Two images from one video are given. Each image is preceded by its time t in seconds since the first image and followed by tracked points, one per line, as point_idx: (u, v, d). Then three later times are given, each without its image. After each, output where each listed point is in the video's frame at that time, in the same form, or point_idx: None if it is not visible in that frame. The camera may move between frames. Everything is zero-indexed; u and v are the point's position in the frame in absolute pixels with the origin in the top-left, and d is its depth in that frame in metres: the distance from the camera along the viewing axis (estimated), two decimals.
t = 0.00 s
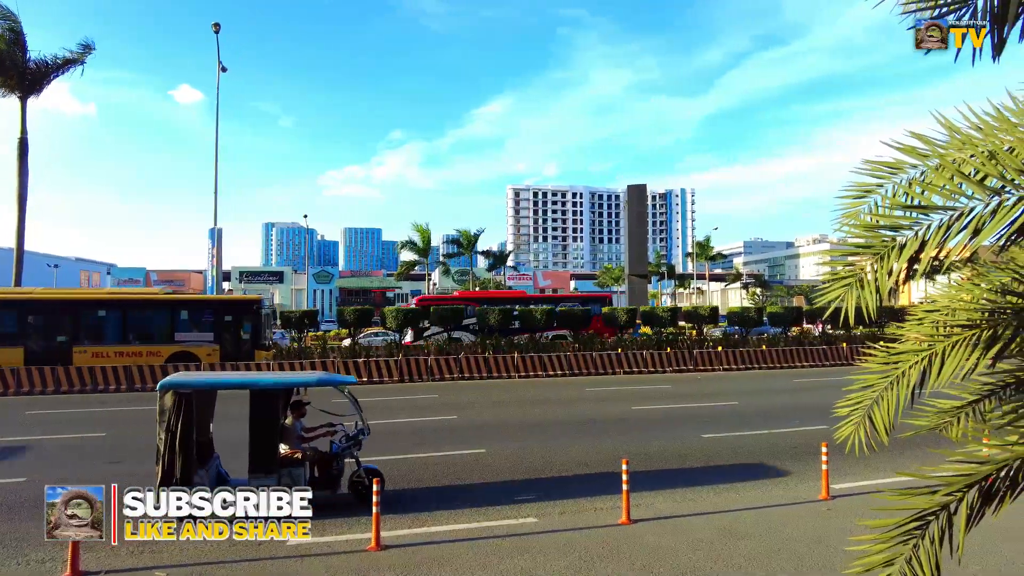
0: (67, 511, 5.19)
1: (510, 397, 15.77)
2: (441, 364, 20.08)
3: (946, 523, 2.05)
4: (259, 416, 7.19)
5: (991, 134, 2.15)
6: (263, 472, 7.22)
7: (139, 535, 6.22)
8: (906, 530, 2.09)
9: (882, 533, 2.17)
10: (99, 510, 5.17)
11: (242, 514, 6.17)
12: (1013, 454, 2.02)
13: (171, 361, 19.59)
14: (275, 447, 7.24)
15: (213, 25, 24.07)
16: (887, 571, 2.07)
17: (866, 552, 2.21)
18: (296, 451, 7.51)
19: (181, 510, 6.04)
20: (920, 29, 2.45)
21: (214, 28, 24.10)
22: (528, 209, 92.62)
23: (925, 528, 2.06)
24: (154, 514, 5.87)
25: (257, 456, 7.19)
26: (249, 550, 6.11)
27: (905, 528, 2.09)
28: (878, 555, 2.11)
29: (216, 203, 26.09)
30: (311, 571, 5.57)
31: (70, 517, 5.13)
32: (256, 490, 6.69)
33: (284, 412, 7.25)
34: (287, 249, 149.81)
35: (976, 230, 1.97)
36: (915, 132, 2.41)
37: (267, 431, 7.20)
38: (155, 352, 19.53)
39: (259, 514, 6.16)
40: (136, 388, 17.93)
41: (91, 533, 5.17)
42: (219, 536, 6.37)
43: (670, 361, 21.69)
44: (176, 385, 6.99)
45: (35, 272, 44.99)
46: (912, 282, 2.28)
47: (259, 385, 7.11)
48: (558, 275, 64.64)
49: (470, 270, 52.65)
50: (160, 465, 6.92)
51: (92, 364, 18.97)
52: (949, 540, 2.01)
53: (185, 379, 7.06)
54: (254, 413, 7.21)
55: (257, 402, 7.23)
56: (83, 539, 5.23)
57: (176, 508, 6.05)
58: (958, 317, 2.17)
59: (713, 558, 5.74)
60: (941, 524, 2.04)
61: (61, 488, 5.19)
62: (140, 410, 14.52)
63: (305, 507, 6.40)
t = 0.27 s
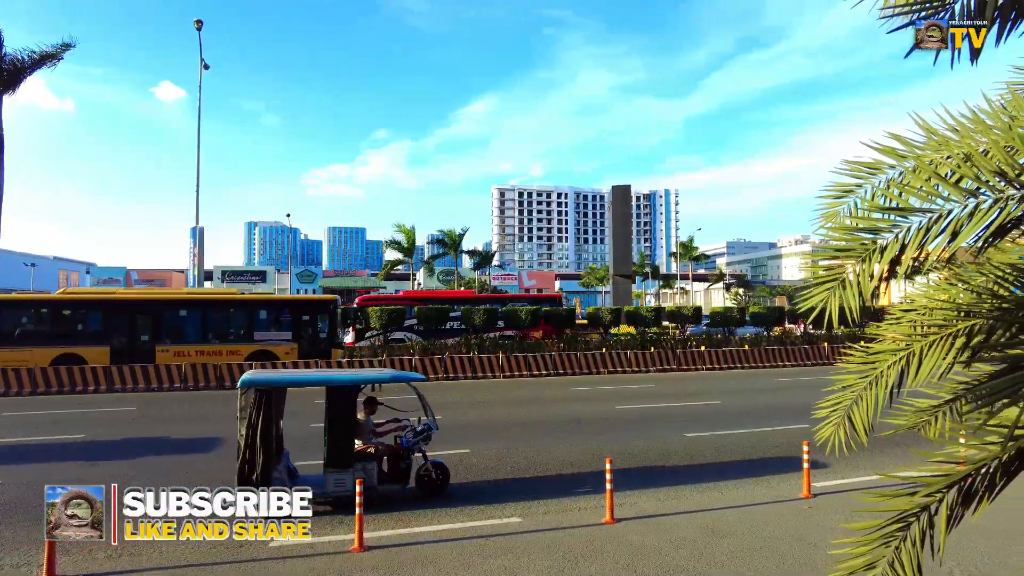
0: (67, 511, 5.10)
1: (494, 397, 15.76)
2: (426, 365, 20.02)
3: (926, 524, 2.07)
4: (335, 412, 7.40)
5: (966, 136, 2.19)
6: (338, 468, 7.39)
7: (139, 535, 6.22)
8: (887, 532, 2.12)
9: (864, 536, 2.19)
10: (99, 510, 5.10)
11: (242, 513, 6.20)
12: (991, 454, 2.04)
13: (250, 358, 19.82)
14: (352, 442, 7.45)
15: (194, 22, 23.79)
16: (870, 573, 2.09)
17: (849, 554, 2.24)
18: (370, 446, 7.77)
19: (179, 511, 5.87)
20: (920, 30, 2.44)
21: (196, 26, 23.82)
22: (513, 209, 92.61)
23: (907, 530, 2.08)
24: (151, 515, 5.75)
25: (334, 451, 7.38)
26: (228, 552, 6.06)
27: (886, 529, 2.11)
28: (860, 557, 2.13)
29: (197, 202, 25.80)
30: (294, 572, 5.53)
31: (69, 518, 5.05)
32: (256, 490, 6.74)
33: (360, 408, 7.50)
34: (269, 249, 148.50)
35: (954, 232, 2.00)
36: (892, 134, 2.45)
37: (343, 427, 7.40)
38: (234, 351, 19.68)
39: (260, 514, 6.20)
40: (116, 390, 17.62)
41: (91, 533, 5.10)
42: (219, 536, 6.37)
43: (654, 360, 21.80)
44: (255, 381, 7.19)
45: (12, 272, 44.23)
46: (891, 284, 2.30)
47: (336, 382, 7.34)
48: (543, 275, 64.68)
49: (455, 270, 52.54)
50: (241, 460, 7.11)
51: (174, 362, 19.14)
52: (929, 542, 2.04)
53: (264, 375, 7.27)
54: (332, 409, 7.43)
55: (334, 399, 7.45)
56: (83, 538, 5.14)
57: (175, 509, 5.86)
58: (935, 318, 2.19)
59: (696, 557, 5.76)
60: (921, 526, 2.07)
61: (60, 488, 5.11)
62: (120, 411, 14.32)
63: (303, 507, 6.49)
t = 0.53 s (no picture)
0: (67, 511, 5.35)
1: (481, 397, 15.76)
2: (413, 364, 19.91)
3: (908, 521, 2.08)
4: (400, 407, 7.60)
5: (947, 137, 2.21)
6: (402, 461, 7.57)
7: (139, 535, 6.39)
8: (869, 529, 2.13)
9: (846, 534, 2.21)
10: (100, 510, 5.37)
11: (242, 514, 6.57)
12: (971, 451, 2.05)
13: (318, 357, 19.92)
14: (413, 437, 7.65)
15: (178, 19, 23.52)
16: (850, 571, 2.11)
17: (831, 553, 2.25)
18: (427, 441, 7.96)
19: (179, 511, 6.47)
20: (921, 29, 2.41)
21: (180, 22, 23.60)
22: (501, 209, 92.60)
23: (888, 527, 2.10)
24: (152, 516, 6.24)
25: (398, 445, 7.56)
26: (214, 553, 6.01)
27: (867, 527, 2.12)
28: (841, 554, 2.15)
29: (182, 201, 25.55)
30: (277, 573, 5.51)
31: (69, 518, 5.30)
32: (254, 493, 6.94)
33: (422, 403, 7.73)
34: (255, 248, 147.44)
35: (935, 233, 2.01)
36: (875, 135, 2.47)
37: (407, 420, 7.61)
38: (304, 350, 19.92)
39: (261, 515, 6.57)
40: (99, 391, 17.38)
41: (90, 532, 5.41)
42: (219, 536, 6.47)
43: (641, 360, 21.87)
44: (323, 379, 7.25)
45: None
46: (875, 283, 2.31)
47: (401, 377, 7.55)
48: (531, 275, 64.77)
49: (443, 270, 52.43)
50: (309, 458, 7.14)
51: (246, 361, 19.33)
52: (911, 539, 2.05)
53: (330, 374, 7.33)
54: (395, 404, 7.62)
55: (397, 394, 7.65)
56: (82, 537, 5.48)
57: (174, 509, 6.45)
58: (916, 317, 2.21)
59: (681, 555, 5.80)
60: (903, 523, 2.08)
61: (62, 488, 5.35)
62: (102, 412, 14.14)
63: (303, 506, 6.85)
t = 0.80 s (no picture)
0: (67, 511, 5.67)
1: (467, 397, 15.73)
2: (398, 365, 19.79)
3: (885, 516, 2.10)
4: (467, 402, 7.87)
5: (925, 138, 2.23)
6: (467, 454, 7.80)
7: (139, 535, 6.48)
8: (847, 525, 2.15)
9: (824, 530, 2.23)
10: (98, 510, 5.65)
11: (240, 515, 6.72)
12: (948, 448, 2.07)
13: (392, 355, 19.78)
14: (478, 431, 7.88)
15: (160, 15, 23.20)
16: (828, 568, 2.13)
17: (810, 549, 2.27)
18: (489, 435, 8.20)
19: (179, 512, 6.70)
20: (920, 30, 2.40)
21: (161, 19, 23.28)
22: (487, 209, 92.47)
23: (866, 523, 2.11)
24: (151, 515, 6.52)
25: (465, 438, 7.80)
26: (194, 556, 5.93)
27: (846, 523, 2.14)
28: (819, 551, 2.17)
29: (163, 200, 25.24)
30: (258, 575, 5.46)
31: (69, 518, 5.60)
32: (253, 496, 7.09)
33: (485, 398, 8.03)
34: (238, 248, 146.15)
35: (913, 232, 2.02)
36: (855, 136, 2.49)
37: (473, 414, 7.88)
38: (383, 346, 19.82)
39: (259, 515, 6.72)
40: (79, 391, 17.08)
41: (90, 531, 5.72)
42: (218, 536, 6.52)
43: (626, 360, 21.94)
44: (395, 375, 7.41)
45: None
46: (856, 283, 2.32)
47: (467, 372, 7.82)
48: (517, 275, 64.73)
49: (428, 270, 52.24)
50: (383, 452, 7.28)
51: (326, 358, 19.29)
52: (887, 535, 2.06)
53: (400, 370, 7.49)
54: (461, 399, 7.88)
55: (462, 390, 7.89)
56: (83, 536, 5.81)
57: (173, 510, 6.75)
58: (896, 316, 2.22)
59: (664, 554, 5.82)
60: (881, 519, 2.10)
61: (63, 488, 5.67)
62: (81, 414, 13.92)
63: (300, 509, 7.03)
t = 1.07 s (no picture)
0: (67, 511, 5.61)
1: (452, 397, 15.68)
2: (383, 365, 19.67)
3: (864, 515, 2.12)
4: (526, 398, 8.20)
5: (904, 140, 2.25)
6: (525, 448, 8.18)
7: (139, 535, 6.44)
8: (828, 524, 2.17)
9: (806, 528, 2.24)
10: (98, 510, 5.59)
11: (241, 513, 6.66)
12: (925, 446, 2.08)
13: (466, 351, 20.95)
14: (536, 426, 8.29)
15: (141, 11, 22.88)
16: (808, 566, 2.15)
17: (790, 547, 2.29)
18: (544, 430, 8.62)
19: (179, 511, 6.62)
20: (919, 28, 2.38)
21: (143, 14, 22.96)
22: (473, 208, 92.32)
23: (845, 522, 2.13)
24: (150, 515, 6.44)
25: (524, 432, 8.14)
26: (174, 560, 5.84)
27: (826, 521, 2.16)
28: (800, 549, 2.18)
29: (145, 198, 24.93)
30: None
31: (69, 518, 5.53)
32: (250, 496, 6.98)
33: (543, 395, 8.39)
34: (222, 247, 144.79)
35: (891, 232, 2.05)
36: (836, 137, 2.52)
37: (531, 411, 8.20)
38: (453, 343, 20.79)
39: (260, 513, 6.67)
40: (56, 392, 16.73)
41: (90, 531, 5.65)
42: (218, 536, 6.44)
43: (611, 359, 22.00)
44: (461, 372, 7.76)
45: None
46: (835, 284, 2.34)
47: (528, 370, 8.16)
48: (503, 275, 64.67)
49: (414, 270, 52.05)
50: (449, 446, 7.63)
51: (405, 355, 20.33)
52: (866, 533, 2.08)
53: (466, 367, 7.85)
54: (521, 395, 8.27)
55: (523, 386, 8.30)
56: (82, 536, 5.74)
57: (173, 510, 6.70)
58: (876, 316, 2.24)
59: (650, 553, 5.84)
60: (860, 517, 2.12)
61: (63, 488, 5.59)
62: (59, 415, 13.68)
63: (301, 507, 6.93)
